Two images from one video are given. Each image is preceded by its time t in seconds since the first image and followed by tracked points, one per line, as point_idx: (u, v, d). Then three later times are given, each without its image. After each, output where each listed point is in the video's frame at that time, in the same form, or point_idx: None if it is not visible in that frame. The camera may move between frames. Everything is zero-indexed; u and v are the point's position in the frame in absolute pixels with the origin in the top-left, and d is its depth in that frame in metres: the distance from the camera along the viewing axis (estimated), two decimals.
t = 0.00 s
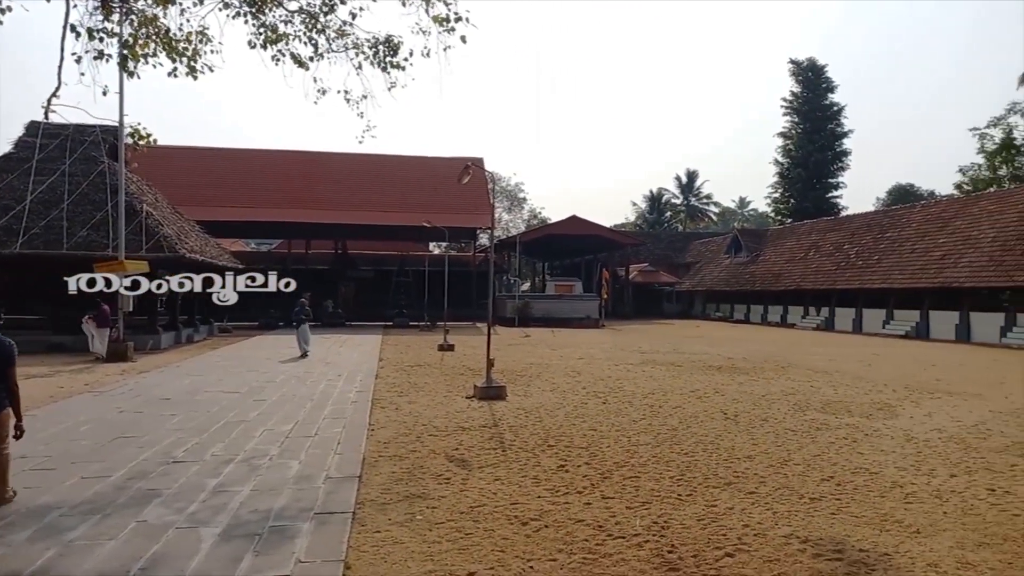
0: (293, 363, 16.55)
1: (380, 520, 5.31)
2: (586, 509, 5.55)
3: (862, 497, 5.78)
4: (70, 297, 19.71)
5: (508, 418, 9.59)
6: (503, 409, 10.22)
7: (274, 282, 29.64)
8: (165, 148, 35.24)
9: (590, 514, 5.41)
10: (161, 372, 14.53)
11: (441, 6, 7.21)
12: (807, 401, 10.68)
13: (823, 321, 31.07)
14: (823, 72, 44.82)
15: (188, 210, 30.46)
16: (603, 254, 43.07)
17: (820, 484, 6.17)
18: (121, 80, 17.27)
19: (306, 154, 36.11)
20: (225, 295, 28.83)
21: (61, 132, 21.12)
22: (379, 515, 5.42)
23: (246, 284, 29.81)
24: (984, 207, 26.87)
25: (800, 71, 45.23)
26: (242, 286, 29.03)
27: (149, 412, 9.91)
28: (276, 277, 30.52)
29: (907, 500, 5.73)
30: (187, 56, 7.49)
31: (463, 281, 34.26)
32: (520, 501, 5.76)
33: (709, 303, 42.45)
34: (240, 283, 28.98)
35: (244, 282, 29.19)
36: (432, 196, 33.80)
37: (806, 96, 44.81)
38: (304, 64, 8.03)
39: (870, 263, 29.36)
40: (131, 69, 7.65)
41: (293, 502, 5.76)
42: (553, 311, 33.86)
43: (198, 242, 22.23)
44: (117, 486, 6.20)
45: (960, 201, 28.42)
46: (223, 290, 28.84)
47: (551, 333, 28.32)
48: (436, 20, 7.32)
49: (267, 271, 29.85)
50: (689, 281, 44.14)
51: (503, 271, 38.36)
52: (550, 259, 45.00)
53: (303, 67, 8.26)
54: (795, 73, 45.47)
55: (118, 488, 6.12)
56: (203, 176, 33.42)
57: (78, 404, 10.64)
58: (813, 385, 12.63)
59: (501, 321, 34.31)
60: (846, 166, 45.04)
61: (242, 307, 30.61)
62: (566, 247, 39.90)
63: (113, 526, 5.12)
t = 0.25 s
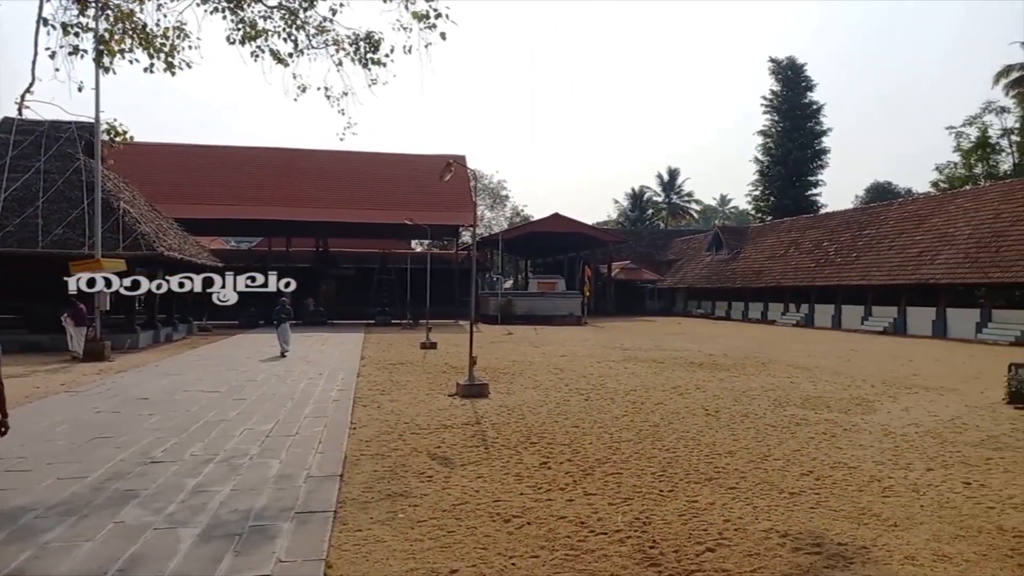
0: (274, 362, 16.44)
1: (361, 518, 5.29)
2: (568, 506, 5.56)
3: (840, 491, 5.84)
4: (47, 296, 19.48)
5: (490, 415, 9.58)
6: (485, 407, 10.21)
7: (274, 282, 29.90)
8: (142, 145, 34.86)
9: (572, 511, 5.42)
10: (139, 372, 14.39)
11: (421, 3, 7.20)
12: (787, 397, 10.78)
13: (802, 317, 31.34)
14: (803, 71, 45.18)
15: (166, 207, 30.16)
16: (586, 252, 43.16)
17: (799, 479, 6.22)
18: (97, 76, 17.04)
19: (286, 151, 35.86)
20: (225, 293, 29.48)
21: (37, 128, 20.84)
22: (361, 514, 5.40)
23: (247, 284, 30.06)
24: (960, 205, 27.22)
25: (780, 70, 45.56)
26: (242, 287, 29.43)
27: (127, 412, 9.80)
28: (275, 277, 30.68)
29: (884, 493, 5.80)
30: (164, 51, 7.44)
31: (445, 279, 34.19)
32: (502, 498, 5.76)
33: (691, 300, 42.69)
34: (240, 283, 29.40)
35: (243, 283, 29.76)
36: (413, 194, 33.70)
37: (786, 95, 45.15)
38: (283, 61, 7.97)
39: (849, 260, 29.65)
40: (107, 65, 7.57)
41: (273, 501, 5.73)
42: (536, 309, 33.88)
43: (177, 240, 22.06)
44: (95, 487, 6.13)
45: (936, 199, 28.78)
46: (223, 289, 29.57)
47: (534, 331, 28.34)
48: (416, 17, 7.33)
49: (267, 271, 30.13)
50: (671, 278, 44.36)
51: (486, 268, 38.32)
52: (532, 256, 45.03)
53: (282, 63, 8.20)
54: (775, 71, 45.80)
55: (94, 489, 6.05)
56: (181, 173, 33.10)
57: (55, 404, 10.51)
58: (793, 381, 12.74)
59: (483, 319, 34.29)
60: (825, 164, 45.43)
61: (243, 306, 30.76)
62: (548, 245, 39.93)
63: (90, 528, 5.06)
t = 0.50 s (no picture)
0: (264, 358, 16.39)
1: (351, 515, 5.29)
2: (558, 502, 5.57)
3: (828, 487, 5.88)
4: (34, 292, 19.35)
5: (481, 412, 9.59)
6: (476, 403, 10.22)
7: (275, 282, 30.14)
8: (131, 139, 34.65)
9: (562, 507, 5.43)
10: (128, 368, 14.31)
11: None
12: (776, 393, 10.83)
13: (792, 314, 31.49)
14: (792, 68, 45.30)
15: (155, 202, 29.99)
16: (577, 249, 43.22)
17: (788, 475, 6.26)
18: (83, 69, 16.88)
19: (276, 147, 35.71)
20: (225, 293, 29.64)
21: (23, 122, 20.65)
22: (351, 510, 5.39)
23: (247, 283, 30.22)
24: (948, 202, 27.38)
25: (770, 67, 45.67)
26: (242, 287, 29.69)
27: (115, 409, 9.75)
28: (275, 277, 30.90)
29: (872, 489, 5.84)
30: (150, 44, 7.38)
31: (436, 275, 34.14)
32: (492, 495, 5.76)
33: (682, 297, 42.79)
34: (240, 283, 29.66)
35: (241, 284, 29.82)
36: (404, 190, 33.61)
37: (776, 92, 45.27)
38: (271, 55, 7.90)
39: (838, 257, 29.79)
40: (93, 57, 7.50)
41: (263, 498, 5.71)
42: (527, 305, 33.88)
43: (165, 235, 21.93)
44: (83, 484, 6.09)
45: (924, 196, 28.94)
46: (223, 289, 29.78)
47: (524, 327, 28.35)
48: (405, 11, 7.27)
49: (266, 271, 30.19)
50: (662, 275, 44.47)
51: (477, 264, 38.30)
52: (523, 253, 45.04)
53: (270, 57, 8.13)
54: (765, 68, 45.90)
55: (83, 486, 6.02)
56: (170, 168, 32.92)
57: (43, 400, 10.44)
58: (782, 377, 12.79)
59: (474, 315, 34.27)
60: (815, 162, 45.60)
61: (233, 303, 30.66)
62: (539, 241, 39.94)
63: (78, 525, 5.03)
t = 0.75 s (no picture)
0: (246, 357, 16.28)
1: (332, 514, 5.26)
2: (541, 500, 5.57)
3: (808, 484, 5.92)
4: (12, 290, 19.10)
5: (463, 410, 9.57)
6: (459, 402, 10.20)
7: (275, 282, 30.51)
8: (111, 135, 34.30)
9: (544, 505, 5.43)
10: (107, 367, 14.16)
11: None
12: (758, 391, 10.90)
13: (774, 312, 31.71)
14: (775, 69, 45.60)
15: (135, 199, 29.70)
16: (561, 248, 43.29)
17: (768, 472, 6.30)
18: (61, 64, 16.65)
19: (259, 143, 35.48)
20: (225, 293, 29.92)
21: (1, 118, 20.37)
22: (332, 510, 5.37)
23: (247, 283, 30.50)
24: (928, 202, 27.68)
25: (753, 67, 45.94)
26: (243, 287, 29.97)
27: (94, 408, 9.65)
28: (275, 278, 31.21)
29: (851, 486, 5.89)
30: (131, 40, 7.28)
31: (420, 273, 34.06)
32: (474, 493, 5.76)
33: (665, 295, 42.97)
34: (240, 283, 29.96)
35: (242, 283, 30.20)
36: (388, 188, 33.50)
37: (759, 92, 45.55)
38: (253, 51, 7.83)
39: (819, 256, 30.03)
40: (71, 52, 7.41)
41: (243, 498, 5.67)
42: (511, 304, 33.89)
43: (145, 232, 21.72)
44: (59, 484, 6.02)
45: (904, 197, 29.24)
46: (223, 289, 30.04)
47: (509, 326, 28.36)
48: (388, 8, 7.22)
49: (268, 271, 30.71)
50: (645, 274, 44.64)
51: (461, 263, 38.24)
52: (507, 251, 45.04)
53: (253, 52, 8.04)
54: (748, 69, 46.17)
55: (59, 486, 5.94)
56: (151, 164, 32.63)
57: (19, 399, 10.31)
58: (764, 376, 12.87)
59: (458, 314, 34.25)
60: (797, 162, 45.94)
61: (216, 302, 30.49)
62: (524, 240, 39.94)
63: (54, 525, 4.97)
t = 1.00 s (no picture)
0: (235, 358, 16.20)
1: (321, 515, 5.24)
2: (530, 500, 5.57)
3: (796, 482, 5.95)
4: None
5: (453, 410, 9.56)
6: (448, 402, 10.19)
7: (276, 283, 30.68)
8: (97, 134, 34.05)
9: (533, 505, 5.43)
10: (94, 368, 14.06)
11: None
12: (746, 391, 10.94)
13: (762, 312, 31.85)
14: (763, 69, 45.78)
15: (121, 199, 29.50)
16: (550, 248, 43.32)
17: (757, 471, 6.32)
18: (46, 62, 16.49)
19: (247, 143, 35.30)
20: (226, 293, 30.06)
21: None
22: (320, 511, 5.35)
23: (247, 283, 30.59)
24: (914, 202, 27.86)
25: (741, 68, 46.12)
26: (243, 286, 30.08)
27: (80, 410, 9.58)
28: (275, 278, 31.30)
29: (839, 484, 5.92)
30: (116, 39, 7.24)
31: (409, 274, 34.00)
32: (464, 493, 5.75)
33: (654, 295, 43.08)
34: (241, 283, 30.07)
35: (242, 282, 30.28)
36: (377, 188, 33.43)
37: (747, 92, 45.73)
38: (239, 49, 7.79)
39: (807, 256, 30.18)
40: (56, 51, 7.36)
41: (231, 500, 5.64)
42: (501, 304, 33.88)
43: (131, 232, 21.56)
44: (45, 486, 5.97)
45: (891, 197, 29.43)
46: (223, 289, 30.16)
47: (498, 326, 28.34)
48: (375, 7, 7.20)
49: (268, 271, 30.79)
50: (635, 274, 44.75)
51: (450, 263, 38.20)
52: (497, 251, 45.04)
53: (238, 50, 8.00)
54: (737, 69, 46.33)
55: (44, 488, 5.89)
56: (137, 164, 32.42)
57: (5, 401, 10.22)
58: (753, 375, 12.92)
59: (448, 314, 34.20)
60: (785, 162, 46.16)
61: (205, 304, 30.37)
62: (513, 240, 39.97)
63: (39, 528, 4.93)
